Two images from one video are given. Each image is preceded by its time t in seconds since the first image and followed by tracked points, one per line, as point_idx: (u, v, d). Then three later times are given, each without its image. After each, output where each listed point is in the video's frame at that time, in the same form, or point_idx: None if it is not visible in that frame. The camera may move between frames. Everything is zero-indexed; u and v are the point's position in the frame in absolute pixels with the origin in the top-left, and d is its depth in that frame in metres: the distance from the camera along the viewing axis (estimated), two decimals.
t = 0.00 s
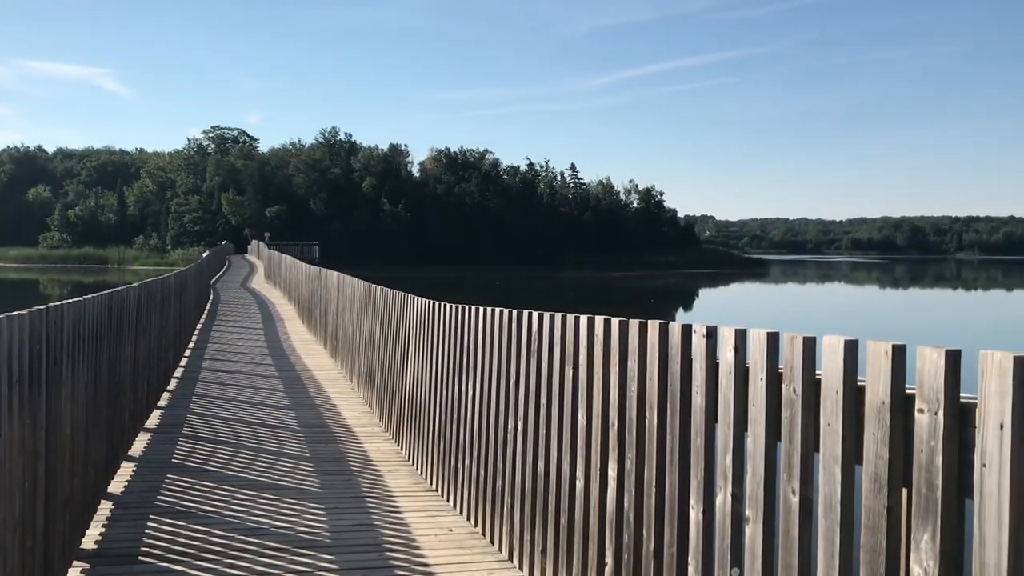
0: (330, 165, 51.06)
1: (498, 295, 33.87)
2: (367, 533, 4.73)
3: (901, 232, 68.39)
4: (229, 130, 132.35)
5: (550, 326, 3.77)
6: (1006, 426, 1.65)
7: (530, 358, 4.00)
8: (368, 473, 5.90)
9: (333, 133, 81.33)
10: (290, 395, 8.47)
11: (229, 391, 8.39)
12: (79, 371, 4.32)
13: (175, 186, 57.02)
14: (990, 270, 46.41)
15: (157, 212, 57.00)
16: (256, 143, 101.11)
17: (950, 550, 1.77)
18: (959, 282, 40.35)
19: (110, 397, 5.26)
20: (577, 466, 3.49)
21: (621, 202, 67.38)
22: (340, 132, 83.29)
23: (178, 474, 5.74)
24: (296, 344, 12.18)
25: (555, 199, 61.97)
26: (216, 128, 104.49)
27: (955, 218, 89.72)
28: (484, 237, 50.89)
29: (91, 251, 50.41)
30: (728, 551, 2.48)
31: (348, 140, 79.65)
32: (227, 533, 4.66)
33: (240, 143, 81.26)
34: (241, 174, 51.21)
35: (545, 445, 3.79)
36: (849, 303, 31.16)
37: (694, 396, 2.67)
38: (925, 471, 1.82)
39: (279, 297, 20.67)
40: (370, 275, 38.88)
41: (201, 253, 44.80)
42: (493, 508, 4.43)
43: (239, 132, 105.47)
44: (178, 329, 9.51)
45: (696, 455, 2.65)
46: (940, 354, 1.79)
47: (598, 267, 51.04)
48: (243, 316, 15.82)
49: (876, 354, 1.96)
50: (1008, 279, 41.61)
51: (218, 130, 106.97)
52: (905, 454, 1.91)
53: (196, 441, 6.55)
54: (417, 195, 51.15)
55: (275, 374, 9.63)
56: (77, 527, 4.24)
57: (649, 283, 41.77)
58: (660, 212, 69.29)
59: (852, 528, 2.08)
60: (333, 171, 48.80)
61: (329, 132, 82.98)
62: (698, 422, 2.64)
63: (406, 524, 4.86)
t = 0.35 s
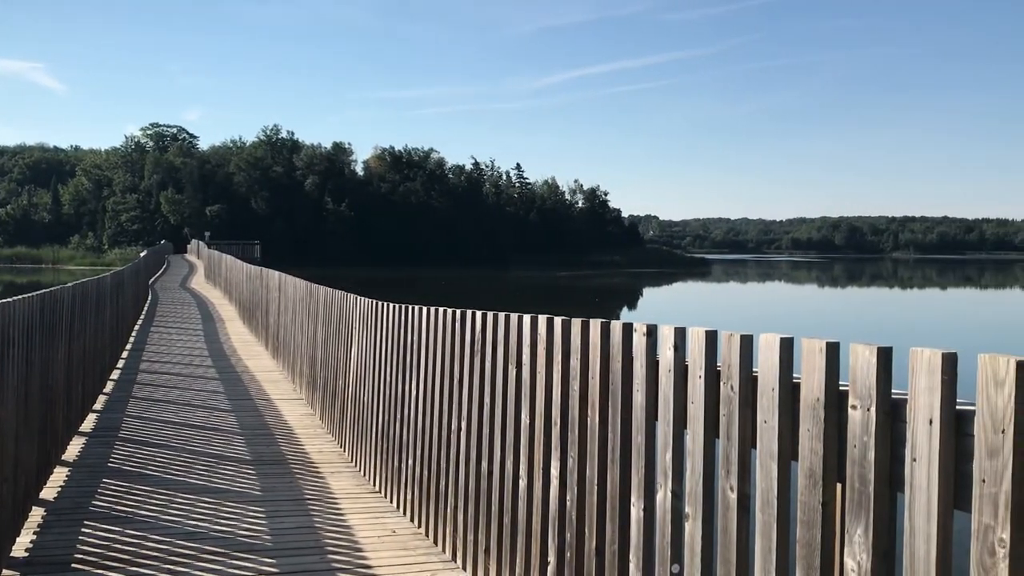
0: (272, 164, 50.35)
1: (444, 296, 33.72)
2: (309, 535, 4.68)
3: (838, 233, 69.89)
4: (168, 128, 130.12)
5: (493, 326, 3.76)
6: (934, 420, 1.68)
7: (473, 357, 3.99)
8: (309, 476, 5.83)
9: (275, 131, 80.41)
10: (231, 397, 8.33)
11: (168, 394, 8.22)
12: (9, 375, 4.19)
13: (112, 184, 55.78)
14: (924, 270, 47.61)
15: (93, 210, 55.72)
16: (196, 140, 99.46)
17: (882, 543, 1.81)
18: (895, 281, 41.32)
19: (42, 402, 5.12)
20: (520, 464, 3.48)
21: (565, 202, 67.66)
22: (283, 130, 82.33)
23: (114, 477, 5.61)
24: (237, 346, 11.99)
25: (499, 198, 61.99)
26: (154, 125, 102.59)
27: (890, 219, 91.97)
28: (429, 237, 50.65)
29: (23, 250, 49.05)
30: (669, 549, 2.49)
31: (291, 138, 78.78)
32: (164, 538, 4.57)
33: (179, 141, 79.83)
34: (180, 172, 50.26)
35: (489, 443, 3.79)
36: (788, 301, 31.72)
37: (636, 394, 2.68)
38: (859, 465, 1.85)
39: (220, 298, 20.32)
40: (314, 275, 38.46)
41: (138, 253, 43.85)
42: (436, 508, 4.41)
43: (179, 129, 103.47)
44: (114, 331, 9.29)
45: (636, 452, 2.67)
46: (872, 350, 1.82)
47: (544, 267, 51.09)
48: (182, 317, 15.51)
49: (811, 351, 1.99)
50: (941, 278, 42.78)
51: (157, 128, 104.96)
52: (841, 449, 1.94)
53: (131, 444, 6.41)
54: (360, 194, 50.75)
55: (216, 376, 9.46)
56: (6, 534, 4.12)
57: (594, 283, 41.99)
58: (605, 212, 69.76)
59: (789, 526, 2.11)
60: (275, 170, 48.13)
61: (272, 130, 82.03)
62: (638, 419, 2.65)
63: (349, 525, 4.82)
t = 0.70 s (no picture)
0: (211, 161, 49.57)
1: (388, 295, 33.56)
2: (250, 538, 4.61)
3: (776, 231, 71.16)
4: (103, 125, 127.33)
5: (435, 327, 3.74)
6: (866, 414, 1.72)
7: (416, 356, 3.96)
8: (250, 478, 5.74)
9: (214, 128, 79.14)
10: (168, 400, 8.18)
11: (103, 396, 8.04)
12: None
13: (45, 182, 54.39)
14: (859, 268, 48.69)
15: (25, 208, 54.24)
16: (132, 137, 97.32)
17: (816, 534, 1.85)
18: (832, 278, 42.17)
19: None
20: (464, 464, 3.47)
21: (510, 201, 67.77)
22: (223, 127, 81.09)
23: (48, 483, 5.47)
24: (175, 347, 11.78)
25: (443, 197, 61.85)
26: (90, 121, 100.32)
27: (826, 217, 93.96)
28: (372, 236, 50.36)
29: None
30: (611, 540, 2.51)
31: (231, 135, 77.63)
32: (100, 544, 4.47)
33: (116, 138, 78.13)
34: (116, 170, 49.21)
35: (432, 442, 3.77)
36: (728, 298, 32.19)
37: (577, 391, 2.69)
38: (795, 459, 1.88)
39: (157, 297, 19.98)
40: (255, 275, 37.96)
41: (73, 252, 42.82)
42: (379, 508, 4.38)
43: (115, 126, 101.10)
44: (46, 333, 9.06)
45: (578, 448, 2.68)
46: (806, 348, 1.85)
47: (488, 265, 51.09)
48: (118, 318, 15.20)
49: (747, 348, 2.02)
50: (876, 275, 43.83)
51: (91, 125, 102.60)
52: (777, 445, 1.97)
53: (65, 448, 6.24)
54: (301, 193, 50.25)
55: (153, 378, 9.29)
56: None
57: (539, 281, 42.10)
58: (549, 211, 70.00)
59: (726, 517, 2.14)
60: (214, 168, 47.39)
61: (211, 128, 80.76)
62: (581, 415, 2.67)
63: (290, 528, 4.76)
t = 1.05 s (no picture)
0: (154, 158, 48.61)
1: (336, 293, 33.28)
2: (193, 540, 4.54)
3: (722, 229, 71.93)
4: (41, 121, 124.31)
5: (381, 326, 3.72)
6: (805, 410, 1.74)
7: (361, 355, 3.92)
8: (193, 480, 5.65)
9: (157, 124, 77.77)
10: (109, 400, 8.00)
11: (40, 398, 7.84)
12: None
13: None
14: (803, 266, 49.46)
15: None
16: (71, 132, 94.93)
17: (758, 529, 1.87)
18: (776, 276, 42.76)
19: None
20: (411, 461, 3.44)
21: (458, 199, 67.66)
22: (166, 123, 79.67)
23: None
24: (116, 347, 11.55)
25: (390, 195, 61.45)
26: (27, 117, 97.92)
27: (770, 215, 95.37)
28: (319, 235, 49.88)
29: None
30: (557, 536, 2.51)
31: (174, 132, 76.39)
32: (35, 548, 4.36)
33: (54, 134, 76.34)
34: (55, 166, 47.99)
35: (378, 442, 3.74)
36: (674, 296, 32.45)
37: (522, 387, 2.69)
38: (736, 454, 1.90)
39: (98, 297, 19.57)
40: (200, 273, 37.37)
41: (10, 250, 41.70)
42: (326, 509, 4.34)
43: (53, 121, 98.59)
44: None
45: (525, 445, 2.68)
46: (746, 344, 1.88)
47: (437, 263, 50.94)
48: (58, 317, 14.86)
49: (690, 342, 2.03)
50: (819, 273, 44.57)
51: (29, 120, 100.18)
52: (718, 439, 1.99)
53: None
54: (246, 190, 49.54)
55: (93, 378, 9.09)
56: None
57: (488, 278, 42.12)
58: (498, 209, 70.05)
59: (670, 513, 2.16)
60: (157, 164, 46.46)
61: (154, 124, 79.37)
62: (526, 413, 2.66)
63: (234, 529, 4.69)
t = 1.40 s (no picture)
0: (103, 155, 47.65)
1: (290, 292, 32.90)
2: (142, 543, 4.47)
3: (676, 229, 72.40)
4: None
5: (335, 323, 3.68)
6: (757, 406, 1.76)
7: (314, 356, 3.89)
8: (142, 482, 5.55)
9: (106, 120, 76.31)
10: (55, 402, 7.84)
11: None
12: None
13: None
14: (755, 265, 49.96)
15: None
16: (17, 129, 92.89)
17: (711, 526, 1.88)
18: (729, 275, 43.12)
19: None
20: (364, 462, 3.42)
21: (414, 197, 67.35)
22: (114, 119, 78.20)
23: None
24: (63, 347, 11.30)
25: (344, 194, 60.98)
26: None
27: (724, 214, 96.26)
28: (273, 234, 49.30)
29: None
30: (511, 536, 2.51)
31: (123, 128, 75.04)
32: None
33: None
34: None
35: (332, 443, 3.71)
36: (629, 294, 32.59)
37: (478, 386, 2.69)
38: (690, 452, 1.91)
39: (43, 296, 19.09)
40: (151, 272, 36.72)
41: None
42: (278, 510, 4.29)
43: None
44: None
45: (479, 445, 2.67)
46: (699, 341, 1.89)
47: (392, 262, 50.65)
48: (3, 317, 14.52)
49: (644, 342, 2.04)
50: (771, 272, 45.06)
51: None
52: (672, 438, 2.01)
53: None
54: (198, 188, 48.77)
55: (40, 379, 8.90)
56: None
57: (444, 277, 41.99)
58: (454, 208, 69.84)
59: (624, 511, 2.17)
60: (106, 161, 45.50)
61: (102, 121, 77.86)
62: (481, 412, 2.66)
63: (185, 532, 4.62)
